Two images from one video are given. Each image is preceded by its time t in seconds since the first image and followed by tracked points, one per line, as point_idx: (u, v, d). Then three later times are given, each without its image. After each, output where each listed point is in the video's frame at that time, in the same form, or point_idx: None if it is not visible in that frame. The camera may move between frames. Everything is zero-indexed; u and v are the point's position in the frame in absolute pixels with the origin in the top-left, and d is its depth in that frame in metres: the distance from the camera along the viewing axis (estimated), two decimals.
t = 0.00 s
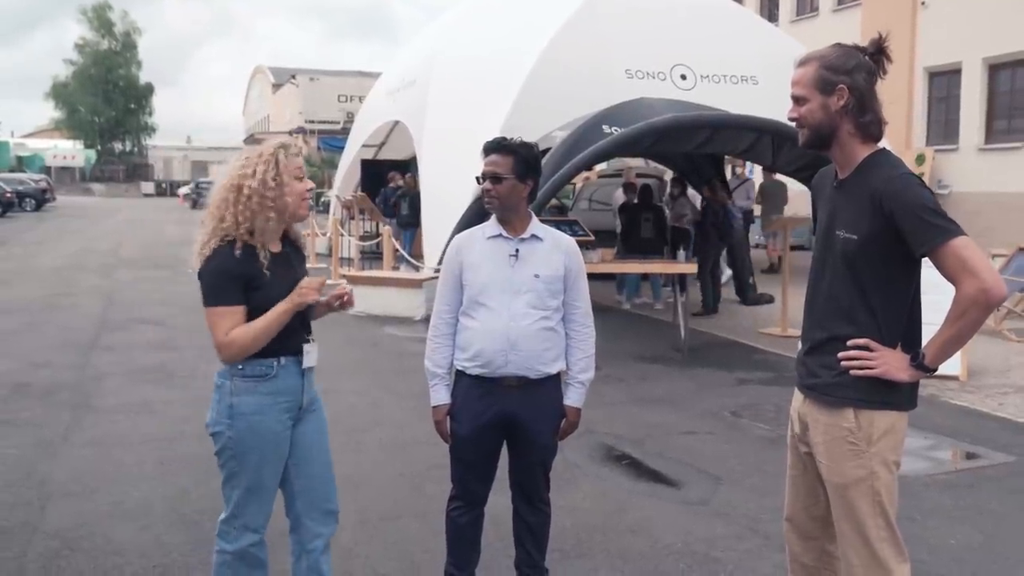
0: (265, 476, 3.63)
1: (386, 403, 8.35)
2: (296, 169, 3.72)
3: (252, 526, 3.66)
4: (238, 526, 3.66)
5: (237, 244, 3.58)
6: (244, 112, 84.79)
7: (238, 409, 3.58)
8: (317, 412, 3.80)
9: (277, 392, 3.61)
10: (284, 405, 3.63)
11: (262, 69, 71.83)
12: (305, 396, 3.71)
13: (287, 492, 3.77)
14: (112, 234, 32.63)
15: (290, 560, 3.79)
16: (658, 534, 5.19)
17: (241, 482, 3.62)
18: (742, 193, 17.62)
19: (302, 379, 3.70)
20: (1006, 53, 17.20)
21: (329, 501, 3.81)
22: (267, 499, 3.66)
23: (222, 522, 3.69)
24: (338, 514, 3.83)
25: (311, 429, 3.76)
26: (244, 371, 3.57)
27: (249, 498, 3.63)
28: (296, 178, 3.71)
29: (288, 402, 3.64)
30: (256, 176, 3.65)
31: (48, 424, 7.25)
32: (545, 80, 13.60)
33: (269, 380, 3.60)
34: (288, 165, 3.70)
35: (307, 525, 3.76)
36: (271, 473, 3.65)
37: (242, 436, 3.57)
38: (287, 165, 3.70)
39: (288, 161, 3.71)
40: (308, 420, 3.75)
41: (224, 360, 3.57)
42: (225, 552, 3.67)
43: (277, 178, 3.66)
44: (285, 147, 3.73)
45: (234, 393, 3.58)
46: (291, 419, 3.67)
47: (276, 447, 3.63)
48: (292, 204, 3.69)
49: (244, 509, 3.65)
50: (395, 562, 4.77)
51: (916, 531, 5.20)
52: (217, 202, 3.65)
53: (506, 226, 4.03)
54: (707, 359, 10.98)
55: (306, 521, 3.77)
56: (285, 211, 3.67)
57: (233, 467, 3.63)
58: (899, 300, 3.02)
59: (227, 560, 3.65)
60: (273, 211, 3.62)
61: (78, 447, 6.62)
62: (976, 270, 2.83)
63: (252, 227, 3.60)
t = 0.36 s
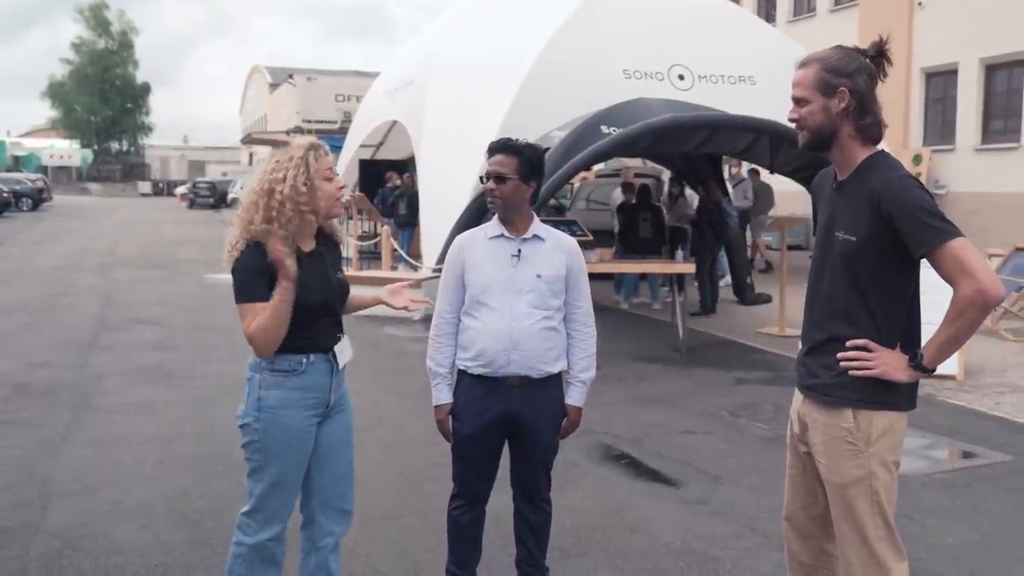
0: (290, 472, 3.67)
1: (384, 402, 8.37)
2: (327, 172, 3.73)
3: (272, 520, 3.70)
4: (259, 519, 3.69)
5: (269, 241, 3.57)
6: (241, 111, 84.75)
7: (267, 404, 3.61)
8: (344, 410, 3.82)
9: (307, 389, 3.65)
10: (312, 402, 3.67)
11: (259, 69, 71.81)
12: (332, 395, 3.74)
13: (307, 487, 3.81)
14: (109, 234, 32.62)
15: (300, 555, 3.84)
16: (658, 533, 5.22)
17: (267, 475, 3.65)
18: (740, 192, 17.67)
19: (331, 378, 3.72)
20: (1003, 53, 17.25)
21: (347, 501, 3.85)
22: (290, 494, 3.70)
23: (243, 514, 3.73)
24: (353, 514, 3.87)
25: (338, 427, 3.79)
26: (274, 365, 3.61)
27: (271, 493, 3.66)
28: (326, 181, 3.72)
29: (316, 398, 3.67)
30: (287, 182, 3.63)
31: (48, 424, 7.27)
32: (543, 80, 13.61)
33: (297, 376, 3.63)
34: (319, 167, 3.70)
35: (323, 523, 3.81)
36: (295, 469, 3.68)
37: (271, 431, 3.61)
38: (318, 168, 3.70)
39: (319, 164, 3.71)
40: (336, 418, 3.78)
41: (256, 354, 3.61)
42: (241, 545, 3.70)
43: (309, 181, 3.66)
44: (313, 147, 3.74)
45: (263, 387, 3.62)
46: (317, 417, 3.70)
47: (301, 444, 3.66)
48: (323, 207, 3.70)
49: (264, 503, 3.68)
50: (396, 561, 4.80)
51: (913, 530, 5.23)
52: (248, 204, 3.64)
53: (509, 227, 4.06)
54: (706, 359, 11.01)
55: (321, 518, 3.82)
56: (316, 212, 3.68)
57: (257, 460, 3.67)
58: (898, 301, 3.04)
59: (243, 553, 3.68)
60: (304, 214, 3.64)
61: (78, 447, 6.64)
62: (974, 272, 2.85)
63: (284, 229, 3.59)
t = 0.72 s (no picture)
0: (291, 470, 3.67)
1: (381, 401, 8.38)
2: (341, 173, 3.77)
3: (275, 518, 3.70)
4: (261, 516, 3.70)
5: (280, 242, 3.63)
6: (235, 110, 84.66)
7: (271, 401, 3.63)
8: (352, 414, 3.80)
9: (309, 389, 3.64)
10: (315, 402, 3.66)
11: (254, 68, 71.74)
12: (337, 397, 3.72)
13: (311, 486, 3.82)
14: (103, 233, 32.58)
15: (301, 553, 3.86)
16: (655, 532, 5.23)
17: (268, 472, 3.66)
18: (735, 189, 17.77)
19: (336, 379, 3.70)
20: (996, 54, 17.31)
21: (349, 505, 3.85)
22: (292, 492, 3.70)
23: (247, 510, 3.74)
24: (355, 516, 3.87)
25: (342, 430, 3.77)
26: (277, 362, 3.63)
27: (271, 490, 3.67)
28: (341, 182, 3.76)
29: (318, 399, 3.67)
30: (302, 182, 3.66)
31: (44, 423, 7.26)
32: (538, 80, 13.61)
33: (300, 376, 3.63)
34: (334, 168, 3.74)
35: (325, 522, 3.82)
36: (298, 467, 3.69)
37: (272, 426, 3.63)
38: (332, 169, 3.74)
39: (333, 165, 3.74)
40: (342, 420, 3.77)
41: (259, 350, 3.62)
42: (243, 542, 3.71)
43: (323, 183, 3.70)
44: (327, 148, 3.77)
45: (266, 383, 3.64)
46: (320, 417, 3.69)
47: (303, 443, 3.66)
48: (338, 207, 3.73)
49: (265, 501, 3.69)
50: (394, 559, 4.81)
51: (909, 528, 5.26)
52: (261, 204, 3.68)
53: (508, 227, 4.07)
54: (701, 358, 11.04)
55: (323, 517, 3.83)
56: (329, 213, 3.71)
57: (260, 457, 3.69)
58: (896, 300, 3.06)
59: (244, 550, 3.70)
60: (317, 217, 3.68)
61: (74, 446, 6.62)
62: (972, 270, 2.87)
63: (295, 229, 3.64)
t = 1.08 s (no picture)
0: (302, 474, 3.65)
1: (377, 401, 8.38)
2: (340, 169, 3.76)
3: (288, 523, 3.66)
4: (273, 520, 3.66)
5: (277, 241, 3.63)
6: (229, 109, 84.50)
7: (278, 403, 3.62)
8: (356, 414, 3.79)
9: (314, 389, 3.64)
10: (320, 402, 3.66)
11: (247, 68, 71.66)
12: (341, 397, 3.71)
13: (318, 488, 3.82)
14: (96, 233, 32.50)
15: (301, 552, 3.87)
16: (652, 531, 5.24)
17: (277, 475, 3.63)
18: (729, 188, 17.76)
19: (339, 379, 3.69)
20: (989, 53, 17.37)
21: (351, 505, 3.85)
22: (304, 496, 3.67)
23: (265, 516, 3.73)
24: (355, 515, 3.87)
25: (346, 430, 3.77)
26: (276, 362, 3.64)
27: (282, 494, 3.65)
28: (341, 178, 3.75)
29: (322, 398, 3.66)
30: (298, 179, 3.69)
31: (40, 423, 7.24)
32: (533, 80, 13.64)
33: (305, 376, 3.63)
34: (332, 165, 3.74)
35: (329, 523, 3.82)
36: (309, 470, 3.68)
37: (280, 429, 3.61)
38: (330, 166, 3.74)
39: (331, 162, 3.75)
40: (346, 420, 3.76)
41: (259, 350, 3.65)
42: (260, 547, 3.71)
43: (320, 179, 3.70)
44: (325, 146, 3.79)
45: (268, 382, 3.65)
46: (324, 417, 3.69)
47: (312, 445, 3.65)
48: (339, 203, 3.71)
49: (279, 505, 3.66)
50: (392, 558, 4.81)
51: (905, 526, 5.27)
52: (262, 203, 3.70)
53: (507, 226, 4.07)
54: (697, 357, 11.05)
55: (325, 516, 3.83)
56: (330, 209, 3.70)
57: (271, 459, 3.68)
58: (898, 299, 3.07)
59: (260, 554, 3.69)
60: (316, 212, 3.67)
61: (71, 446, 6.61)
62: (975, 269, 2.87)
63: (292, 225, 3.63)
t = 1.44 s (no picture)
0: (293, 474, 3.66)
1: (373, 400, 8.39)
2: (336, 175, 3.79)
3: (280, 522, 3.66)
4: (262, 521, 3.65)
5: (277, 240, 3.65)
6: (222, 109, 84.36)
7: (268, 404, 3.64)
8: (349, 414, 3.80)
9: (304, 389, 3.66)
10: (310, 402, 3.67)
11: (240, 67, 71.57)
12: (332, 398, 3.72)
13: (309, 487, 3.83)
14: (89, 233, 32.41)
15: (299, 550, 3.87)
16: (650, 530, 5.25)
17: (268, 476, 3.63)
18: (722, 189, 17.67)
19: (329, 380, 3.70)
20: (982, 54, 17.43)
21: (345, 504, 3.86)
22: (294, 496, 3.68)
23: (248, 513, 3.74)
24: (352, 514, 3.88)
25: (339, 430, 3.78)
26: (268, 364, 3.66)
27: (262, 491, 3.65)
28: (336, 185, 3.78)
29: (312, 399, 3.68)
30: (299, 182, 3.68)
31: (35, 423, 7.22)
32: (528, 81, 13.66)
33: (294, 377, 3.65)
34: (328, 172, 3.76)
35: (325, 521, 3.83)
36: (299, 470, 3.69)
37: (270, 430, 3.63)
38: (326, 172, 3.76)
39: (326, 168, 3.76)
40: (339, 420, 3.77)
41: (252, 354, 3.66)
42: (240, 542, 3.71)
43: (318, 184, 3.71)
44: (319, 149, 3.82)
45: (258, 382, 3.68)
46: (315, 418, 3.70)
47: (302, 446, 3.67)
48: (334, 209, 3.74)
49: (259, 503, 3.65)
50: (391, 558, 4.81)
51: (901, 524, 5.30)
52: (257, 206, 3.64)
53: (505, 226, 4.08)
54: (692, 357, 11.08)
55: (320, 515, 3.84)
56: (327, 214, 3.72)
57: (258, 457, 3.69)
58: (898, 298, 3.09)
59: (240, 550, 3.70)
60: (314, 217, 3.67)
61: (66, 446, 6.60)
62: (974, 269, 2.89)
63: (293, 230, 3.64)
